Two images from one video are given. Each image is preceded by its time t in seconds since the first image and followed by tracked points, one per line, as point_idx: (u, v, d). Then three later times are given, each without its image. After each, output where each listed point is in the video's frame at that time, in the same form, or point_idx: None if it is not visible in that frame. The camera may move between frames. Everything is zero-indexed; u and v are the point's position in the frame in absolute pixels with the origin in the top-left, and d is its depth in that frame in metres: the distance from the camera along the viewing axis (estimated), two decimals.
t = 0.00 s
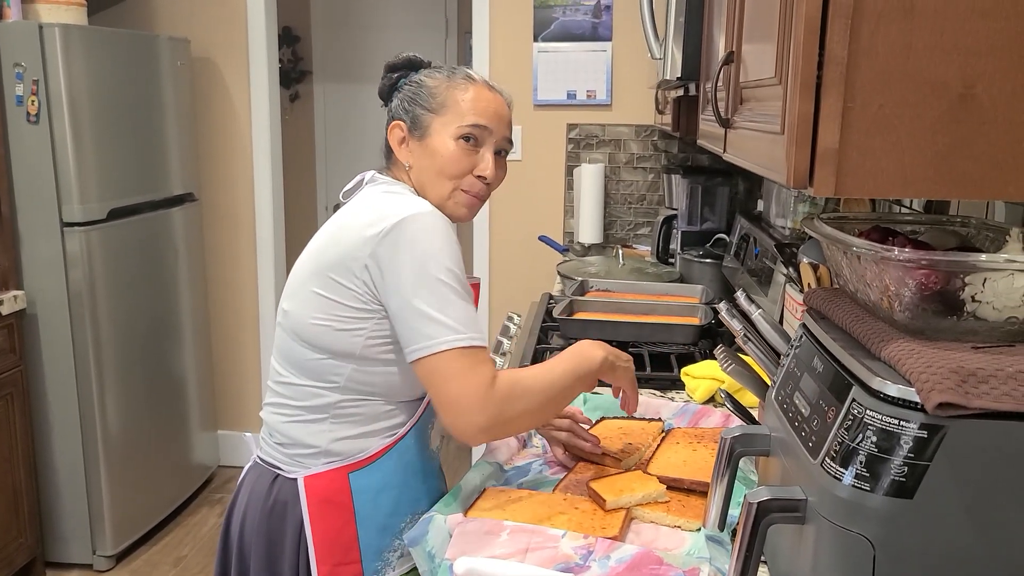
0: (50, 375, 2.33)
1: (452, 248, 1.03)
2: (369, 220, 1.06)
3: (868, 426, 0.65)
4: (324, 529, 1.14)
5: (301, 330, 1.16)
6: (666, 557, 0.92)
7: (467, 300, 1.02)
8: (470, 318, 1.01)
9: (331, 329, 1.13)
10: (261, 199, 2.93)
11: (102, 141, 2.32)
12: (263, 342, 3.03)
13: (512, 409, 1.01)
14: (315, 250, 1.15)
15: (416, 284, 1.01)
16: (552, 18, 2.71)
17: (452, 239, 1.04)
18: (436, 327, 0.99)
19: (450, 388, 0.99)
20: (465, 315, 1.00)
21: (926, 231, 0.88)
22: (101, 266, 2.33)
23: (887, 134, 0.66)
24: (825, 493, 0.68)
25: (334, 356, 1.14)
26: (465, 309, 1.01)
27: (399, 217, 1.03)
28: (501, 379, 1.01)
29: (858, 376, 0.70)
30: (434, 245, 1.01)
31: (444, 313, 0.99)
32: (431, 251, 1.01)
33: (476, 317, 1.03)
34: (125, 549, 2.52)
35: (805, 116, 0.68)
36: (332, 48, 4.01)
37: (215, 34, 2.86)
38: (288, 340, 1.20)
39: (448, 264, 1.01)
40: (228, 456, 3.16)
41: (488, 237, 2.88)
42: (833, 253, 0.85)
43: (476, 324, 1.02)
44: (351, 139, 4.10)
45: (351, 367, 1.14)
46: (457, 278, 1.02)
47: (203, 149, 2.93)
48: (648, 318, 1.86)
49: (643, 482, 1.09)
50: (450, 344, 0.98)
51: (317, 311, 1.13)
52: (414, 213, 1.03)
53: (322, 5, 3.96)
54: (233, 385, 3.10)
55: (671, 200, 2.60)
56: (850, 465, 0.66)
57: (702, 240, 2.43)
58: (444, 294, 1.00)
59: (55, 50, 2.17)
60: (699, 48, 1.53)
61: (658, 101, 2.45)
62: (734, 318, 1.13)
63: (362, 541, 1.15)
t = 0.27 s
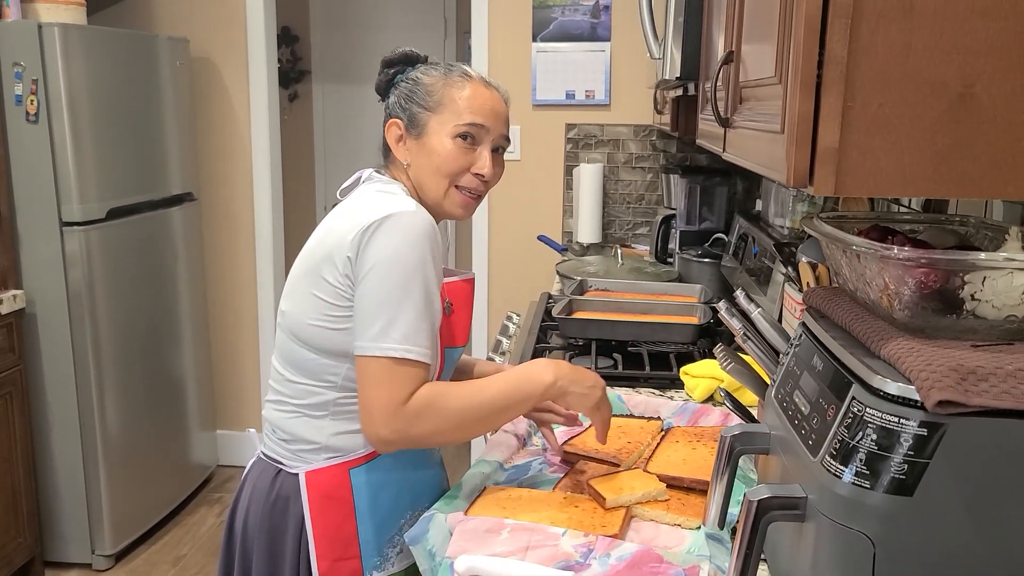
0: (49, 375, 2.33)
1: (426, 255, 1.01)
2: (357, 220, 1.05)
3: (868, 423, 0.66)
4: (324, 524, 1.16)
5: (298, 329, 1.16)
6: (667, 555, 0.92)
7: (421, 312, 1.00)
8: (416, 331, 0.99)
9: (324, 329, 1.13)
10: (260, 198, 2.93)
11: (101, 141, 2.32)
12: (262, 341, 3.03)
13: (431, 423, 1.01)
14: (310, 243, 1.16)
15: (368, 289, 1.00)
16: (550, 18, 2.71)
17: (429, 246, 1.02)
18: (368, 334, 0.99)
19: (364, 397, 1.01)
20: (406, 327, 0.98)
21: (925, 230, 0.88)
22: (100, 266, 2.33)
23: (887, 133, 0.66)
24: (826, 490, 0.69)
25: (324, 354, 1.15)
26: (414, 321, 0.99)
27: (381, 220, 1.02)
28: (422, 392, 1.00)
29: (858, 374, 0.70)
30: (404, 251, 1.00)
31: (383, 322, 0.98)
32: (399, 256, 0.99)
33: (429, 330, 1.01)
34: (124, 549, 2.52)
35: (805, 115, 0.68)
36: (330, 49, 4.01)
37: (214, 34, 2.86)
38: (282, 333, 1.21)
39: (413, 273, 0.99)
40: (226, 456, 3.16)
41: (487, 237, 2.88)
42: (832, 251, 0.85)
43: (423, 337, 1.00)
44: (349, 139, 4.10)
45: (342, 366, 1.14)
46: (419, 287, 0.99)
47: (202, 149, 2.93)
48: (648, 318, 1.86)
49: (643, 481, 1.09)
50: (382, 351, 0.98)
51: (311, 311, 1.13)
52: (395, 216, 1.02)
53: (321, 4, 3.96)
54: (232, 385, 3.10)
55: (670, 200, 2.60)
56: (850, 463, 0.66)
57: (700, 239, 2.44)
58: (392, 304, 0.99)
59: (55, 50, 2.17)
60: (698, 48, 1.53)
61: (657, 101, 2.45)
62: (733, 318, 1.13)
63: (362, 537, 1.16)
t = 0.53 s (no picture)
0: (46, 376, 2.33)
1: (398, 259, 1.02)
2: (342, 219, 1.07)
3: (867, 423, 0.66)
4: (320, 522, 1.15)
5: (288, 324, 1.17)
6: (666, 554, 0.92)
7: (381, 315, 1.01)
8: (371, 332, 1.01)
9: (310, 325, 1.14)
10: (259, 199, 2.93)
11: (99, 142, 2.32)
12: (260, 342, 3.03)
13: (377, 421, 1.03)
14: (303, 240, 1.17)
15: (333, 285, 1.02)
16: (548, 20, 2.71)
17: (405, 252, 1.03)
18: (325, 328, 1.01)
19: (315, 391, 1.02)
20: (361, 326, 1.00)
21: (922, 231, 0.89)
22: (98, 267, 2.33)
23: (885, 135, 0.67)
24: (825, 490, 0.69)
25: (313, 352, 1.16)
26: (372, 323, 1.00)
27: (362, 219, 1.04)
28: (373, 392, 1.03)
29: (856, 375, 0.71)
30: (375, 252, 1.01)
31: (339, 318, 1.00)
32: (370, 257, 1.01)
33: (389, 333, 1.02)
34: (122, 550, 2.51)
35: (804, 116, 0.68)
36: (328, 50, 4.01)
37: (212, 35, 2.86)
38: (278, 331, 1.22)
39: (380, 275, 1.01)
40: (224, 457, 3.16)
41: (485, 238, 2.89)
42: (831, 253, 0.86)
43: (380, 338, 1.01)
44: (348, 140, 4.10)
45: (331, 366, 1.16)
46: (383, 290, 1.01)
47: (200, 150, 2.92)
48: (646, 319, 1.86)
49: (642, 481, 1.09)
50: (333, 345, 1.00)
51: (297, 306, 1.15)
52: (375, 218, 1.03)
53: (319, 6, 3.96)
54: (230, 386, 3.10)
55: (668, 202, 2.61)
56: (848, 463, 0.67)
57: (698, 241, 2.44)
58: (352, 302, 1.00)
59: (53, 51, 2.17)
60: (696, 50, 1.54)
61: (654, 103, 2.45)
62: (731, 318, 1.13)
63: (358, 534, 1.17)
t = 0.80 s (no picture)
0: (45, 376, 2.32)
1: (382, 264, 1.04)
2: (329, 222, 1.08)
3: (869, 423, 0.66)
4: (320, 520, 1.16)
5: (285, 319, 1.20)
6: (667, 555, 0.92)
7: (364, 318, 1.03)
8: (355, 335, 1.03)
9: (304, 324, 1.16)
10: (258, 200, 2.93)
11: (99, 143, 2.31)
12: (259, 343, 3.03)
13: (357, 425, 1.06)
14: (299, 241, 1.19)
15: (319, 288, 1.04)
16: (547, 20, 2.72)
17: (389, 256, 1.05)
18: (310, 329, 1.04)
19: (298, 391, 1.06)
20: (344, 330, 1.02)
21: (923, 232, 0.89)
22: (97, 268, 2.33)
23: (887, 136, 0.67)
24: (826, 490, 0.69)
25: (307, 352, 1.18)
26: (355, 327, 1.03)
27: (350, 222, 1.05)
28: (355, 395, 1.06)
29: (858, 375, 0.71)
30: (360, 257, 1.03)
31: (323, 321, 1.03)
32: (355, 262, 1.03)
33: (372, 336, 1.04)
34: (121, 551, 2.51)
35: (806, 116, 0.68)
36: (327, 51, 4.01)
37: (211, 36, 2.86)
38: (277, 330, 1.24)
39: (363, 279, 1.03)
40: (223, 457, 3.15)
41: (484, 238, 2.89)
42: (832, 253, 0.86)
43: (365, 341, 1.04)
44: (346, 141, 4.10)
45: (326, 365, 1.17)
46: (366, 294, 1.03)
47: (199, 151, 2.92)
48: (645, 319, 1.86)
49: (643, 482, 1.09)
50: (317, 347, 1.03)
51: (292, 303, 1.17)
52: (361, 222, 1.05)
53: (317, 6, 3.96)
54: (228, 387, 3.09)
55: (667, 202, 2.61)
56: (850, 463, 0.67)
57: (697, 241, 2.45)
58: (336, 306, 1.03)
59: (53, 51, 2.17)
60: (696, 50, 1.54)
61: (654, 103, 2.46)
62: (732, 318, 1.13)
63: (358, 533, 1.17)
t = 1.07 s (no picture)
0: (45, 377, 2.32)
1: (378, 263, 1.04)
2: (325, 224, 1.08)
3: (870, 424, 0.66)
4: (320, 519, 1.17)
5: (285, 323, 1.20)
6: (668, 556, 0.93)
7: (364, 319, 1.03)
8: (356, 336, 1.03)
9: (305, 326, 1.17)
10: (257, 201, 2.93)
11: (98, 144, 2.31)
12: (258, 344, 3.03)
13: (361, 428, 1.07)
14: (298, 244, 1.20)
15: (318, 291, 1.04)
16: (547, 22, 2.72)
17: (384, 256, 1.05)
18: (311, 333, 1.04)
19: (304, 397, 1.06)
20: (345, 332, 1.02)
21: (924, 232, 0.89)
22: (97, 269, 2.33)
23: (889, 136, 0.67)
24: (828, 490, 0.69)
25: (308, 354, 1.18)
26: (355, 328, 1.03)
27: (344, 224, 1.05)
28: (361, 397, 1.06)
29: (859, 375, 0.71)
30: (356, 258, 1.03)
31: (323, 324, 1.03)
32: (352, 263, 1.03)
33: (373, 337, 1.05)
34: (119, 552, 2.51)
35: (808, 116, 0.68)
36: (326, 52, 4.01)
37: (211, 37, 2.86)
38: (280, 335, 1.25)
39: (362, 280, 1.03)
40: (221, 458, 3.15)
41: (483, 239, 2.89)
42: (833, 253, 0.86)
43: (365, 342, 1.04)
44: (346, 142, 4.10)
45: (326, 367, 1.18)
46: (365, 295, 1.03)
47: (198, 151, 2.92)
48: (645, 321, 1.86)
49: (643, 482, 1.09)
50: (319, 351, 1.03)
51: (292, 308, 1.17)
52: (355, 223, 1.05)
53: (317, 7, 3.96)
54: (228, 387, 3.09)
55: (666, 204, 2.61)
56: (851, 463, 0.67)
57: (696, 242, 2.45)
58: (335, 308, 1.03)
59: (53, 52, 2.17)
60: (696, 52, 1.54)
61: (653, 105, 2.46)
62: (732, 318, 1.13)
63: (357, 531, 1.18)
